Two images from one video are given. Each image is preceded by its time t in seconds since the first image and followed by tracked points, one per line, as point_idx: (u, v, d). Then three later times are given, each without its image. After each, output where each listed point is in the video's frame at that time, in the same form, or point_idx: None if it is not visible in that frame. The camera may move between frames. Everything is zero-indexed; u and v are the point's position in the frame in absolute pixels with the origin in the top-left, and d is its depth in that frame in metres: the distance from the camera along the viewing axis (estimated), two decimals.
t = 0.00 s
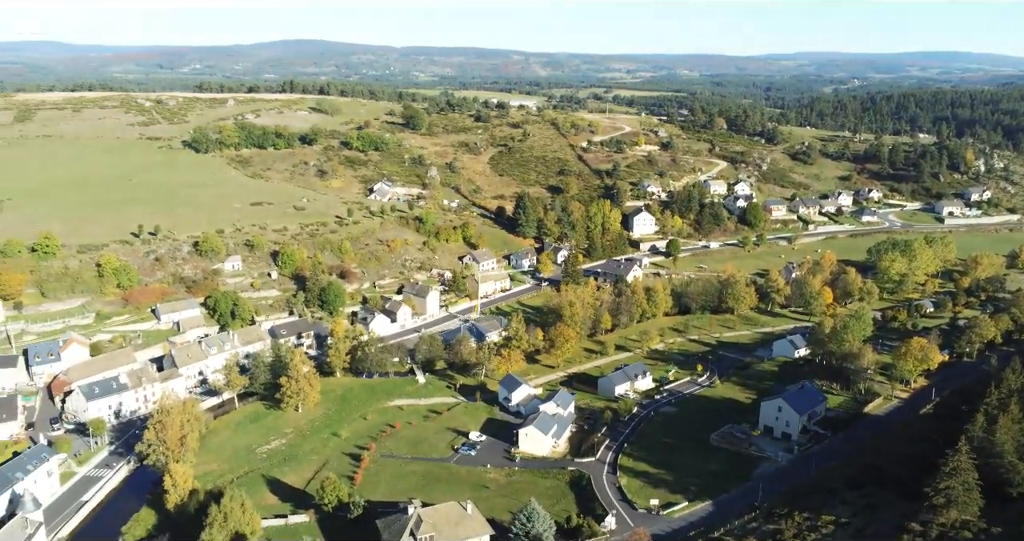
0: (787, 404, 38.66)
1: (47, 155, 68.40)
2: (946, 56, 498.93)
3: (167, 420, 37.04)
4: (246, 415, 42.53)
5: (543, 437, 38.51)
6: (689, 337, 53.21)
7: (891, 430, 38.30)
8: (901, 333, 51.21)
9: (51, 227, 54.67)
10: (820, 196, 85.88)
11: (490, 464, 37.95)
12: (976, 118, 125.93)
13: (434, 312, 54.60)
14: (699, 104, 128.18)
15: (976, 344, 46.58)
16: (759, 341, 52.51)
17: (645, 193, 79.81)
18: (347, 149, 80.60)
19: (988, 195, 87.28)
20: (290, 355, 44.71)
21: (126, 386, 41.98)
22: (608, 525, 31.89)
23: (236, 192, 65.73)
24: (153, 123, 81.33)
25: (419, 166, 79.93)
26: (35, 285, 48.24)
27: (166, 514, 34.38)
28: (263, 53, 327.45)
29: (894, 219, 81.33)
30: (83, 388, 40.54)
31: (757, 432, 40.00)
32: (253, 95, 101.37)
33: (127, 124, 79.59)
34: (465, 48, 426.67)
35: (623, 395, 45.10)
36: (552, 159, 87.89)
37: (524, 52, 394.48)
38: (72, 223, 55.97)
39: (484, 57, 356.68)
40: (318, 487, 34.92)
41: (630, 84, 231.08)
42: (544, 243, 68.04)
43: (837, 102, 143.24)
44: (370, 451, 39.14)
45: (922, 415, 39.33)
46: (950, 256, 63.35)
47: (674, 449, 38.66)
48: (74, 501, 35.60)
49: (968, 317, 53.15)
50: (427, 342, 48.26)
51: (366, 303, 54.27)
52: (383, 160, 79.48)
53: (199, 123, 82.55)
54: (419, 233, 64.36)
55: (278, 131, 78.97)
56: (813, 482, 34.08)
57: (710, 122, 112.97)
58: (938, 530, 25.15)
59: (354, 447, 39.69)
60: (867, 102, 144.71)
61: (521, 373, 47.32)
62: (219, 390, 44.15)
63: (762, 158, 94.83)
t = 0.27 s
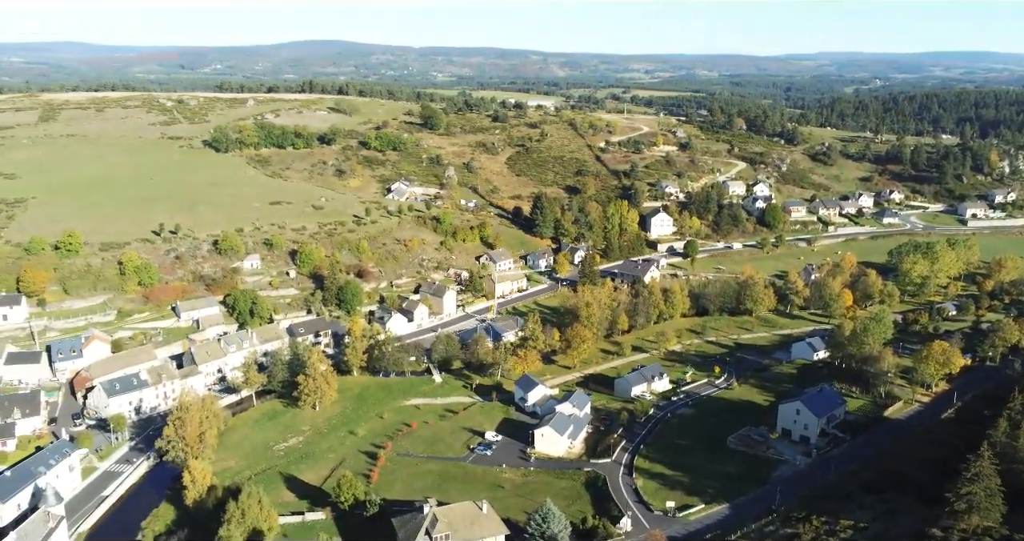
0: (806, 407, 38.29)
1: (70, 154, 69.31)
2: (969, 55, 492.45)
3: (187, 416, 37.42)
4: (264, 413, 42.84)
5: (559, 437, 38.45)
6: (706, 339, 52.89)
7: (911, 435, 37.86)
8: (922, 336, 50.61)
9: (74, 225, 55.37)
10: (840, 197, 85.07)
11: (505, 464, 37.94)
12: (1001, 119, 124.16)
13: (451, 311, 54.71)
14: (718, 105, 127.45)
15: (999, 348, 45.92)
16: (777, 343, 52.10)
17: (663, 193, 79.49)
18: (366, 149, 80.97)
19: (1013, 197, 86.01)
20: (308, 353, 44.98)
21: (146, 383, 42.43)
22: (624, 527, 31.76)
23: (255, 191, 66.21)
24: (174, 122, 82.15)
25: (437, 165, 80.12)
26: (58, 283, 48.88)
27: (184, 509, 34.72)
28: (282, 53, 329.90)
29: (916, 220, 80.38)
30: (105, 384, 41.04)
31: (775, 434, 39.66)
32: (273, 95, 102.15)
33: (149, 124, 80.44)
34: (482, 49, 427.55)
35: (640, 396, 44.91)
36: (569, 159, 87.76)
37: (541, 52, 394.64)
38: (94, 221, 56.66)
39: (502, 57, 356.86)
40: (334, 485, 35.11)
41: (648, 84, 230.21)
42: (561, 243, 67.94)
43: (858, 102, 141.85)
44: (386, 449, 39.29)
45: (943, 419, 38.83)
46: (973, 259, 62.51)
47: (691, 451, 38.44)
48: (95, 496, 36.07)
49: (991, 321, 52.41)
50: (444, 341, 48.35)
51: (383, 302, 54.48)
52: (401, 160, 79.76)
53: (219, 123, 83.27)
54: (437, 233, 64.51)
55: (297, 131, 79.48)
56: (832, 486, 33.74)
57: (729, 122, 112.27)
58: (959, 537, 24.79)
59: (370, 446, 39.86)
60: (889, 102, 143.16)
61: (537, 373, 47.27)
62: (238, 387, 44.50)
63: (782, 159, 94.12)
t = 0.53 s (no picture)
0: (825, 410, 37.91)
1: (93, 153, 70.18)
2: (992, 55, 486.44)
3: (206, 413, 37.78)
4: (281, 411, 43.13)
5: (574, 438, 38.35)
6: (724, 341, 52.56)
7: (932, 439, 37.38)
8: (943, 340, 49.96)
9: (97, 223, 56.05)
10: (861, 199, 84.19)
11: (521, 464, 37.92)
12: None
13: (468, 311, 54.78)
14: (738, 105, 126.62)
15: None
16: (796, 346, 51.66)
17: (681, 194, 79.11)
18: (384, 149, 81.31)
19: None
20: (325, 352, 45.23)
21: (166, 380, 42.87)
22: (640, 528, 31.63)
23: (274, 191, 66.66)
24: (195, 122, 82.95)
25: (454, 165, 80.27)
26: (81, 280, 49.52)
27: (203, 505, 35.02)
28: (301, 53, 332.22)
29: (938, 223, 79.36)
30: (125, 381, 41.52)
31: (793, 438, 39.30)
32: (292, 95, 102.90)
33: (170, 123, 81.28)
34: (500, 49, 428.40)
35: (656, 398, 44.71)
36: (587, 159, 87.58)
37: (559, 53, 394.67)
38: (116, 220, 57.34)
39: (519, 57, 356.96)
40: (350, 483, 35.27)
41: (666, 85, 229.27)
42: (578, 243, 67.79)
43: (880, 102, 140.35)
44: (402, 448, 39.40)
45: (965, 424, 38.31)
46: (997, 262, 61.60)
47: (708, 454, 38.21)
48: (115, 491, 36.54)
49: (1016, 325, 51.62)
50: (460, 341, 48.43)
51: (400, 301, 54.66)
52: (418, 160, 80.00)
53: (239, 122, 83.96)
54: (454, 233, 64.62)
55: (316, 130, 79.96)
56: (851, 490, 33.39)
57: (748, 123, 111.50)
58: None
59: (386, 445, 39.99)
60: (911, 103, 141.52)
61: (553, 374, 47.22)
62: (256, 385, 44.82)
63: (801, 160, 93.33)
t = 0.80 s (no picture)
0: (847, 414, 37.44)
1: (118, 152, 71.18)
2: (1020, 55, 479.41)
3: (227, 410, 38.18)
4: (302, 409, 43.43)
5: (592, 439, 38.23)
6: (745, 343, 52.15)
7: (957, 446, 36.81)
8: (969, 345, 49.18)
9: (122, 221, 56.85)
10: (885, 201, 83.18)
11: (539, 465, 37.87)
12: None
13: (487, 311, 54.85)
14: (760, 106, 125.64)
15: None
16: (818, 349, 51.13)
17: (702, 195, 78.65)
18: (404, 149, 81.67)
19: None
20: (345, 350, 45.49)
21: (189, 377, 43.36)
22: (658, 531, 31.45)
23: (295, 190, 67.17)
24: (218, 122, 83.85)
25: (475, 165, 80.43)
26: (106, 278, 50.23)
27: (223, 502, 35.38)
28: (322, 54, 334.97)
29: (965, 225, 78.18)
30: (149, 377, 42.05)
31: (815, 442, 38.87)
32: (314, 95, 103.71)
33: (194, 123, 82.25)
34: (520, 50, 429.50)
35: (676, 400, 44.45)
36: (607, 160, 87.37)
37: (579, 53, 394.65)
38: (141, 218, 58.10)
39: (539, 57, 357.05)
40: (369, 481, 35.45)
41: (687, 85, 228.22)
42: (598, 244, 67.60)
43: (905, 103, 138.65)
44: (421, 447, 39.52)
45: (991, 430, 37.68)
46: None
47: (727, 457, 37.92)
48: (138, 486, 37.04)
49: None
50: (479, 341, 48.51)
51: (420, 301, 54.85)
52: (439, 160, 80.25)
53: (261, 122, 84.74)
54: (473, 233, 64.75)
55: (338, 130, 80.50)
56: (873, 496, 32.98)
57: (771, 124, 110.58)
58: None
59: (405, 444, 40.13)
60: (937, 103, 139.61)
61: (572, 375, 47.12)
62: (276, 383, 45.19)
63: (824, 161, 92.41)
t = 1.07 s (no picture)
0: (867, 418, 37.01)
1: (140, 152, 72.00)
2: None
3: (245, 408, 38.49)
4: (319, 407, 43.70)
5: (608, 440, 38.09)
6: (763, 345, 51.76)
7: (980, 451, 36.29)
8: (993, 349, 48.49)
9: (143, 220, 57.51)
10: (907, 202, 82.22)
11: (554, 465, 37.81)
12: None
13: (504, 311, 54.88)
14: (780, 106, 124.74)
15: None
16: (837, 352, 50.65)
17: (720, 196, 78.20)
18: (422, 149, 81.91)
19: None
20: (362, 349, 45.70)
21: (208, 374, 43.74)
22: (674, 533, 31.28)
23: (313, 190, 67.58)
24: (238, 122, 84.56)
25: (492, 165, 80.50)
26: (127, 276, 50.81)
27: (241, 499, 35.65)
28: (341, 54, 337.05)
29: (989, 228, 77.10)
30: (169, 374, 42.47)
31: (834, 445, 38.47)
32: (333, 95, 104.35)
33: (214, 123, 83.04)
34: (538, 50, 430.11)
35: (693, 402, 44.20)
36: (625, 160, 87.12)
37: (598, 54, 395.22)
38: (162, 217, 58.73)
39: (557, 57, 357.16)
40: (385, 480, 35.58)
41: (706, 86, 227.07)
42: (615, 245, 67.41)
43: (928, 104, 137.00)
44: (437, 447, 39.61)
45: (1014, 436, 37.12)
46: None
47: (745, 460, 37.63)
48: (157, 482, 37.45)
49: None
50: (495, 341, 48.54)
51: (437, 300, 54.97)
52: (456, 160, 80.43)
53: (281, 122, 85.38)
54: (491, 233, 64.81)
55: (356, 130, 80.91)
56: (893, 501, 32.60)
57: (790, 125, 109.73)
58: None
59: (421, 443, 40.23)
60: (961, 104, 137.82)
61: (589, 375, 47.02)
62: (294, 381, 45.47)
63: (845, 163, 91.57)
